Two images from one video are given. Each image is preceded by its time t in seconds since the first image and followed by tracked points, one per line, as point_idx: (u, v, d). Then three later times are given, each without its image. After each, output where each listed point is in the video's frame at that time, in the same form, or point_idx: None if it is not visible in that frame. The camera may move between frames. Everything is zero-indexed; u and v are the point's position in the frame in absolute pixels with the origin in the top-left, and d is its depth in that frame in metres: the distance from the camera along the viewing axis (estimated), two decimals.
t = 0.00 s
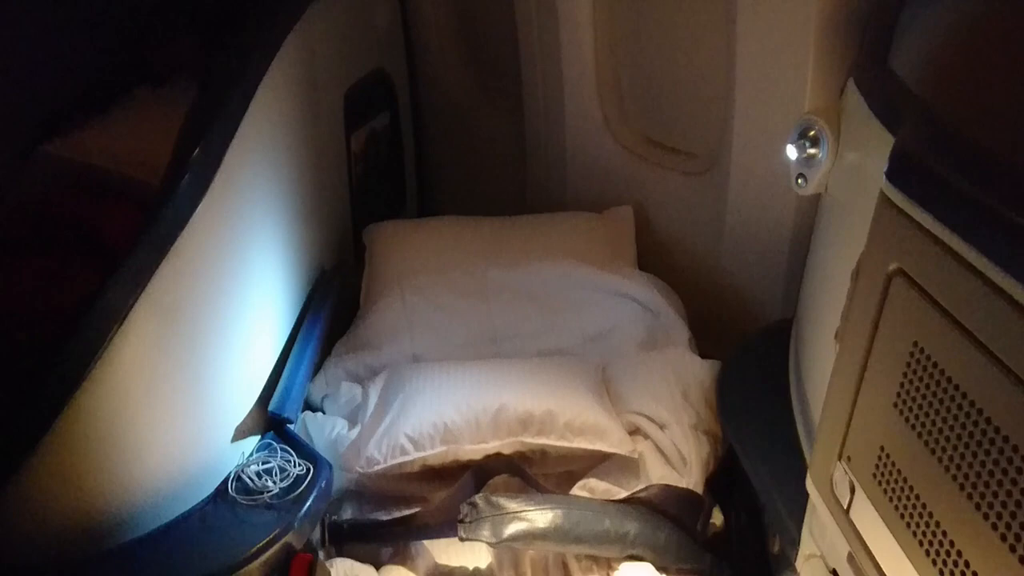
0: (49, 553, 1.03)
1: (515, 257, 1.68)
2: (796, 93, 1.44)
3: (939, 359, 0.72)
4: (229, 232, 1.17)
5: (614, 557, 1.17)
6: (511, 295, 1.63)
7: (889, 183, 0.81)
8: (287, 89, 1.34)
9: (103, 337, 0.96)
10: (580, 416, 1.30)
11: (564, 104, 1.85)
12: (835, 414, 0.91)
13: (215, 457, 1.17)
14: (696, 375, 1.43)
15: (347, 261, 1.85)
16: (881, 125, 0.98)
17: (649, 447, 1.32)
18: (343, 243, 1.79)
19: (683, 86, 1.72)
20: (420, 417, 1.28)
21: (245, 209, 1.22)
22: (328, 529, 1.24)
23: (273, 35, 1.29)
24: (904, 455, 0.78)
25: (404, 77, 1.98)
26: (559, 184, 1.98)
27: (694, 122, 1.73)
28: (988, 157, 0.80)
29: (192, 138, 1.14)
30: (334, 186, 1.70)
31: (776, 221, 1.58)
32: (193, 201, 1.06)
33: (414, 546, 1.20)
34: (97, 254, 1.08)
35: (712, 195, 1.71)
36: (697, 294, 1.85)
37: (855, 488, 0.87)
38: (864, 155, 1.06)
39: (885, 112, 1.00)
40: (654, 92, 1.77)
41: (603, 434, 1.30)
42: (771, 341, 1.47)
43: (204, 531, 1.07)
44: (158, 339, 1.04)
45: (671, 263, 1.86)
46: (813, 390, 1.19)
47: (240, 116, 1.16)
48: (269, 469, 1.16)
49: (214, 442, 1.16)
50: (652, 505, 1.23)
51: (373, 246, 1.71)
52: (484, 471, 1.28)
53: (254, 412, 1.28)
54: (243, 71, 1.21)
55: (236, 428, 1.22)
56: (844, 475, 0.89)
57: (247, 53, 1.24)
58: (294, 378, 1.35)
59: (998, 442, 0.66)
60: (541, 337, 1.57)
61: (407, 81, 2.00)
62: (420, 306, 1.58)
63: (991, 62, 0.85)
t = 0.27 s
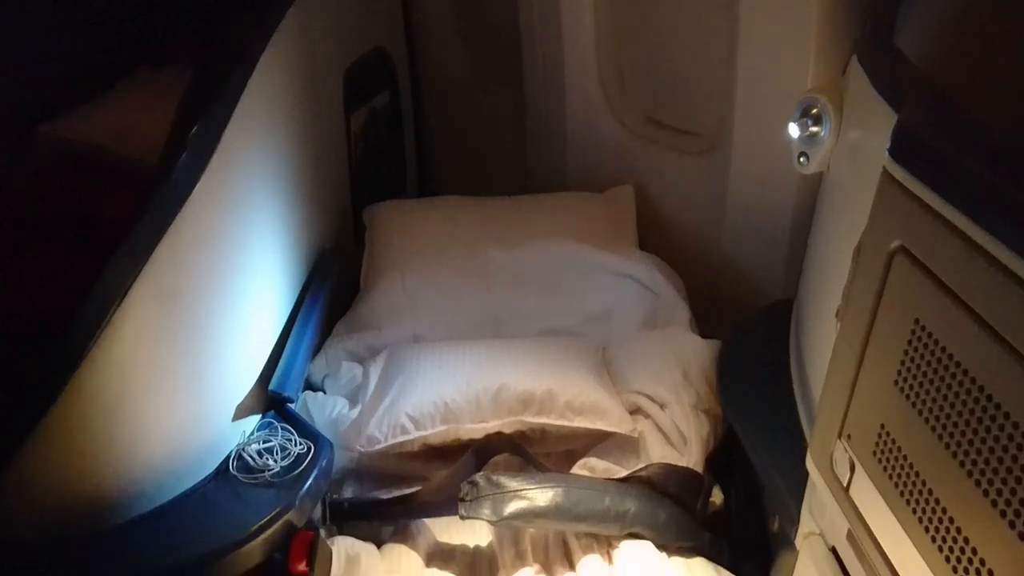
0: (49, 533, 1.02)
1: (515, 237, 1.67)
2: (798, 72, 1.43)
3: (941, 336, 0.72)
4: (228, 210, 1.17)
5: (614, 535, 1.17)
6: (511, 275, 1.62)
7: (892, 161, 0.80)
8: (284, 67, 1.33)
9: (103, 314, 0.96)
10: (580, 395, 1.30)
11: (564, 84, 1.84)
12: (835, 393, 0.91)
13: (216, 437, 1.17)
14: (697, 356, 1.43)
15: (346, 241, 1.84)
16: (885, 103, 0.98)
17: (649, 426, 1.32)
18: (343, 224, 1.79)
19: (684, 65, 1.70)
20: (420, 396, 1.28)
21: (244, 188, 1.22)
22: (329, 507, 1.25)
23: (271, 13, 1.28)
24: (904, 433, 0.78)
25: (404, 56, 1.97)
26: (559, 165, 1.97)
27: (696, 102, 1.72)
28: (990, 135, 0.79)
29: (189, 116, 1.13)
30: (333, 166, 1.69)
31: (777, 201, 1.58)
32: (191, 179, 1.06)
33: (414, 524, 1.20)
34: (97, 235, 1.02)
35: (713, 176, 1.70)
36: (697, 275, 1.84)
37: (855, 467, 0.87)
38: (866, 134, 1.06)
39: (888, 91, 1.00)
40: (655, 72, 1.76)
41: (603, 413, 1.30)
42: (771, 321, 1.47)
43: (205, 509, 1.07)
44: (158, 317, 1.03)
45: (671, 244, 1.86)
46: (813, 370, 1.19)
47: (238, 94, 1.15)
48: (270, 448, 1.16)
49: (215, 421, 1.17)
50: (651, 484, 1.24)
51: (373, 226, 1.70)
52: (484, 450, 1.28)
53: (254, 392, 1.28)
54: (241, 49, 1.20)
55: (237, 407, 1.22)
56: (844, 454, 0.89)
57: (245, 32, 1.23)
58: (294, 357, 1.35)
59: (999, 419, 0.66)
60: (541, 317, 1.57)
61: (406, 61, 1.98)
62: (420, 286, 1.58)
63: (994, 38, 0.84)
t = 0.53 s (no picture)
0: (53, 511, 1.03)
1: (516, 217, 1.66)
2: (801, 50, 1.42)
3: (942, 314, 0.72)
4: (226, 189, 1.16)
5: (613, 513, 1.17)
6: (511, 255, 1.62)
7: (895, 138, 0.79)
8: (282, 45, 1.32)
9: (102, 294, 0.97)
10: (581, 374, 1.30)
11: (565, 63, 1.83)
12: (836, 371, 0.91)
13: (217, 416, 1.17)
14: (697, 335, 1.43)
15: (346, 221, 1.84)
16: (885, 79, 0.97)
17: (649, 405, 1.32)
18: (343, 204, 1.78)
19: (686, 43, 1.69)
20: (421, 375, 1.29)
21: (243, 166, 1.22)
22: (330, 486, 1.25)
23: None
24: (904, 410, 0.78)
25: (403, 35, 1.96)
26: (560, 144, 1.96)
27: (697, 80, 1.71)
28: (995, 112, 0.79)
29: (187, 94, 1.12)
30: (332, 146, 1.68)
31: (779, 181, 1.57)
32: (189, 158, 1.05)
33: (414, 502, 1.21)
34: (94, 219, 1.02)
35: (715, 155, 1.69)
36: (698, 255, 1.84)
37: (854, 444, 0.87)
38: (868, 111, 1.05)
39: (891, 68, 0.99)
40: (657, 50, 1.75)
41: (603, 392, 1.30)
42: (772, 301, 1.47)
43: (207, 488, 1.08)
44: (157, 295, 1.03)
45: (672, 223, 1.85)
46: (813, 349, 1.19)
47: (236, 72, 1.14)
48: (271, 427, 1.16)
49: (216, 400, 1.17)
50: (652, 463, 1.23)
51: (373, 206, 1.70)
52: (485, 430, 1.29)
53: (255, 371, 1.28)
54: (238, 27, 1.19)
55: (238, 387, 1.22)
56: (844, 432, 0.89)
57: (242, 9, 1.21)
58: (294, 337, 1.35)
59: (999, 396, 0.66)
60: (542, 297, 1.57)
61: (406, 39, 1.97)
62: (421, 266, 1.58)
63: (1000, 14, 0.83)
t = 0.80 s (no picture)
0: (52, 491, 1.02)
1: (515, 196, 1.66)
2: (802, 27, 1.41)
3: (942, 289, 0.72)
4: (223, 165, 1.16)
5: (612, 491, 1.18)
6: (510, 234, 1.62)
7: (897, 115, 0.79)
8: (279, 22, 1.31)
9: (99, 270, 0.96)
10: (580, 353, 1.30)
11: (565, 41, 1.82)
12: (835, 348, 0.91)
13: (215, 393, 1.17)
14: (696, 314, 1.43)
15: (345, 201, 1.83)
16: (887, 55, 0.96)
17: (648, 384, 1.33)
18: (341, 183, 1.78)
19: (687, 21, 1.68)
20: (420, 353, 1.29)
21: (239, 144, 1.21)
22: (329, 464, 1.25)
23: None
24: (902, 387, 0.78)
25: (401, 13, 1.94)
26: (559, 124, 1.95)
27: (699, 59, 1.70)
28: (996, 88, 0.78)
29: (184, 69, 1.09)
30: (331, 125, 1.68)
31: (779, 160, 1.56)
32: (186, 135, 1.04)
33: (413, 480, 1.21)
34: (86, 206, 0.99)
35: (715, 134, 1.69)
36: (698, 235, 1.84)
37: (853, 421, 0.87)
38: (869, 88, 1.04)
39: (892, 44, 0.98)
40: (657, 28, 1.74)
41: (602, 371, 1.30)
42: (772, 280, 1.47)
43: (207, 465, 1.08)
44: (153, 271, 1.03)
45: (672, 203, 1.85)
46: (812, 328, 1.19)
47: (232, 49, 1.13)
48: (270, 404, 1.17)
49: (214, 378, 1.17)
50: (651, 442, 1.23)
51: (372, 186, 1.69)
52: (483, 409, 1.29)
53: (253, 349, 1.28)
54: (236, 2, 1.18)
55: (236, 364, 1.22)
56: (842, 408, 0.89)
57: None
58: (292, 315, 1.35)
59: (998, 371, 0.66)
60: (541, 276, 1.57)
61: (404, 17, 1.96)
62: (420, 245, 1.57)
63: None
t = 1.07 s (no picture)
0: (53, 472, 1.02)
1: (516, 178, 1.65)
2: (806, 7, 1.40)
3: (943, 268, 0.72)
4: (220, 145, 1.16)
5: (612, 473, 1.18)
6: (510, 216, 1.61)
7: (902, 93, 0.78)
8: None
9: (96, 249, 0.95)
10: (580, 334, 1.30)
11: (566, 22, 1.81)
12: (835, 329, 0.91)
13: (213, 374, 1.17)
14: (696, 296, 1.42)
15: (344, 182, 1.82)
16: (889, 34, 0.96)
17: (648, 365, 1.32)
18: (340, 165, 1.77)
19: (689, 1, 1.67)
20: (419, 335, 1.28)
21: (236, 123, 1.20)
22: (329, 446, 1.25)
23: None
24: (903, 367, 0.78)
25: None
26: (560, 106, 1.94)
27: (701, 39, 1.69)
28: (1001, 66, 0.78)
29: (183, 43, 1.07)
30: (329, 106, 1.67)
31: (781, 141, 1.56)
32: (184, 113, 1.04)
33: (413, 461, 1.21)
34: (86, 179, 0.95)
35: (716, 116, 1.68)
36: (698, 217, 1.83)
37: (853, 402, 0.87)
38: (870, 67, 1.04)
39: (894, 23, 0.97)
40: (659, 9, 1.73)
41: (602, 352, 1.30)
42: (772, 262, 1.46)
43: (205, 445, 1.08)
44: (150, 250, 1.03)
45: (673, 186, 1.84)
46: (813, 310, 1.19)
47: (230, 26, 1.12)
48: (269, 385, 1.17)
49: (212, 358, 1.16)
50: (650, 423, 1.23)
51: (372, 167, 1.69)
52: (483, 390, 1.29)
53: (252, 330, 1.28)
54: None
55: (234, 345, 1.22)
56: (842, 389, 0.89)
57: None
58: (292, 296, 1.34)
59: (1000, 350, 0.65)
60: (541, 258, 1.56)
61: None
62: (419, 227, 1.57)
63: None
